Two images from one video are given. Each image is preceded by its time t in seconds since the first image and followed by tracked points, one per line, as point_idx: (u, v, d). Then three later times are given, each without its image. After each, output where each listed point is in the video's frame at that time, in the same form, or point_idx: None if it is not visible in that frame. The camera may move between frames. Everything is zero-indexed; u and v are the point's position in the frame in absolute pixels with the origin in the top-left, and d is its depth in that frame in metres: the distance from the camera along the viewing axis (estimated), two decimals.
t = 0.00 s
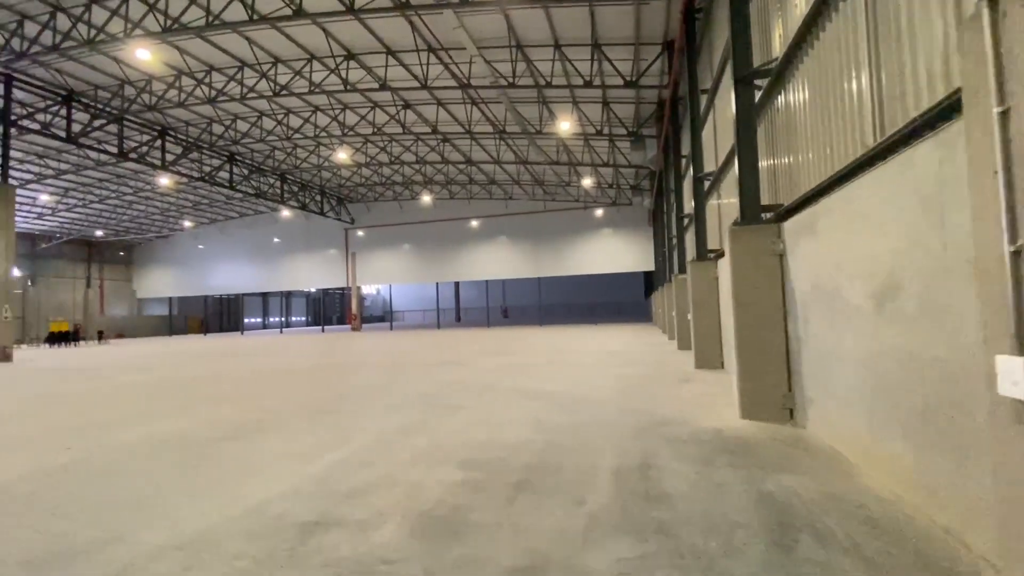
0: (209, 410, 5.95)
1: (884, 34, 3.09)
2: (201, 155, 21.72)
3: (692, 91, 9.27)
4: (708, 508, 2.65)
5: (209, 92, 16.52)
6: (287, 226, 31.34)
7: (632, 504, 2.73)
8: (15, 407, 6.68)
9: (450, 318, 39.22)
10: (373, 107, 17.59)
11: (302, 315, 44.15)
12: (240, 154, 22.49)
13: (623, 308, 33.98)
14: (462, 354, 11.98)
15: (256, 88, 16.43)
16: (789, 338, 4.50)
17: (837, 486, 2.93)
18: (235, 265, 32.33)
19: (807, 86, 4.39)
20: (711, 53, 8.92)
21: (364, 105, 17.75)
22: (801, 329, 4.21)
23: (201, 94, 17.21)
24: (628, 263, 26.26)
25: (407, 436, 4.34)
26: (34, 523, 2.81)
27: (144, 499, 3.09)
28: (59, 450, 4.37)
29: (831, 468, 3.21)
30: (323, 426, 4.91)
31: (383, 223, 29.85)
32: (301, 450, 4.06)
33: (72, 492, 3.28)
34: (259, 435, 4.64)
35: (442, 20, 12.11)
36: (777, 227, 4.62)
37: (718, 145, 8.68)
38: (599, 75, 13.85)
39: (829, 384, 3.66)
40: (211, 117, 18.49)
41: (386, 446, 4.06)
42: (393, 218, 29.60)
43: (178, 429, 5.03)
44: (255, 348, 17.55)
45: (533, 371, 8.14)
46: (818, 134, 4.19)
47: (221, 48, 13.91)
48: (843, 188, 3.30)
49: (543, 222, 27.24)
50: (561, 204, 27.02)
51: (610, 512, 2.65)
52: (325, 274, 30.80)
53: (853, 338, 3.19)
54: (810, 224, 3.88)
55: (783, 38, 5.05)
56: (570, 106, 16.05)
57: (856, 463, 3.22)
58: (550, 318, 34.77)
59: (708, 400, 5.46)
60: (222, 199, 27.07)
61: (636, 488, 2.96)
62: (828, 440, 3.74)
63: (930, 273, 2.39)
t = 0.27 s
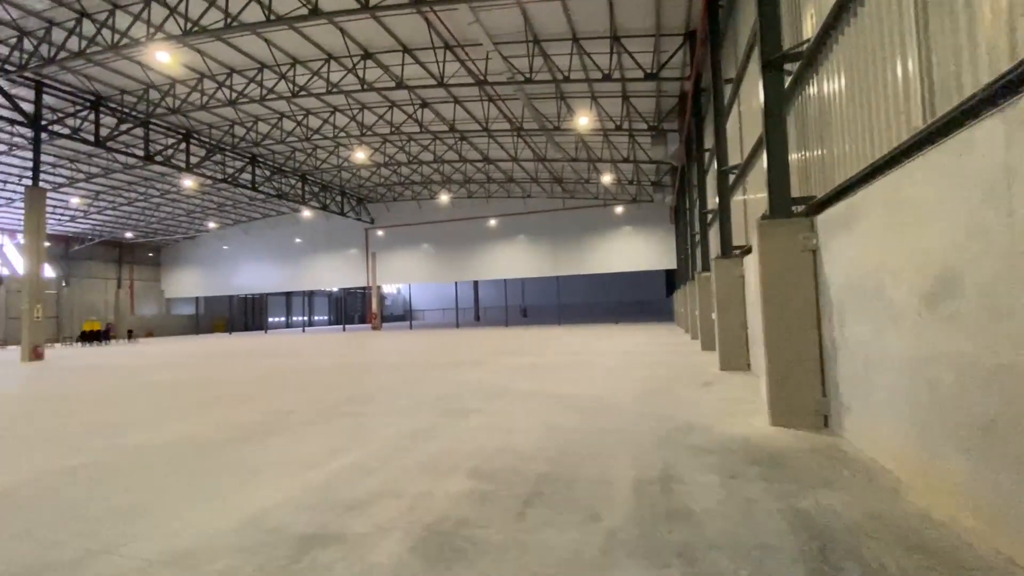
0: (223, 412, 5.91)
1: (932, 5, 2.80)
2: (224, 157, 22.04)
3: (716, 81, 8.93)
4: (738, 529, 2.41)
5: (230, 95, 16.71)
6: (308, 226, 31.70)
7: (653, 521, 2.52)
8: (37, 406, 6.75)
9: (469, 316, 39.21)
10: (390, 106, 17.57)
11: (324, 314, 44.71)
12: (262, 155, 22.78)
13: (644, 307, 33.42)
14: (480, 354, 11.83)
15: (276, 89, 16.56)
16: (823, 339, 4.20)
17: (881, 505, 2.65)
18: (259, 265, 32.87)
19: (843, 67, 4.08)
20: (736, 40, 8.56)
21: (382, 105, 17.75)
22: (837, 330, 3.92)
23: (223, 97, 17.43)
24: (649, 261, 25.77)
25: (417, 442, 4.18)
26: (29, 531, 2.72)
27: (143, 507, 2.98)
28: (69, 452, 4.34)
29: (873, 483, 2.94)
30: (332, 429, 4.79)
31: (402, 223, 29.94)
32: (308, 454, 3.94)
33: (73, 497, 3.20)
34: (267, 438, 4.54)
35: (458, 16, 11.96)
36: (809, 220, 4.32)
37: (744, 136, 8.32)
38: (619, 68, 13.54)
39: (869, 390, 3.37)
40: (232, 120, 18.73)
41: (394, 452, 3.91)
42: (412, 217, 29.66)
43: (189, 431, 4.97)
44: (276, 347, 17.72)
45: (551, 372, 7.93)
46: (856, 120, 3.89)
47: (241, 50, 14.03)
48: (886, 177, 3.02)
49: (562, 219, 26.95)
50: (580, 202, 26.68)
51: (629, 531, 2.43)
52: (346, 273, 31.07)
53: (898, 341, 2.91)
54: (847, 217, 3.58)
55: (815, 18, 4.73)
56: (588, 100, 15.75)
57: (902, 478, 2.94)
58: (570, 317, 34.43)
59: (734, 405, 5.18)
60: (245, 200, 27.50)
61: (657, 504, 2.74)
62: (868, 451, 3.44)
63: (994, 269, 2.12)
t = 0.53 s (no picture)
0: (239, 411, 5.85)
1: None
2: (248, 158, 22.38)
3: (744, 68, 8.54)
4: (776, 552, 2.16)
5: (252, 96, 16.87)
6: (331, 226, 32.05)
7: (680, 541, 2.28)
8: (62, 403, 6.84)
9: (490, 315, 39.13)
10: (410, 105, 17.52)
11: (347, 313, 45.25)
12: (285, 156, 23.05)
13: (668, 305, 32.81)
14: (500, 353, 11.64)
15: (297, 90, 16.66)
16: (866, 339, 3.86)
17: (941, 525, 2.36)
18: (283, 264, 33.38)
19: (888, 41, 3.75)
20: (765, 25, 8.16)
21: (401, 103, 17.70)
22: (882, 329, 3.59)
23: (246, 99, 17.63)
24: (672, 258, 25.22)
25: (430, 444, 4.01)
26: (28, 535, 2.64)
27: (145, 511, 2.88)
28: (83, 451, 4.30)
29: (929, 499, 2.64)
30: (345, 429, 4.66)
31: (423, 222, 29.98)
32: (318, 456, 3.82)
33: (77, 500, 3.12)
34: (279, 439, 4.44)
35: (475, 9, 11.77)
36: (850, 210, 4.00)
37: (774, 124, 7.93)
38: (641, 59, 13.17)
39: (920, 396, 3.07)
40: (256, 121, 18.96)
41: (406, 455, 3.75)
42: (433, 216, 29.69)
43: (202, 431, 4.91)
44: (299, 346, 17.87)
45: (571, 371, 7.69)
46: (905, 98, 3.55)
47: (263, 50, 14.15)
48: (946, 155, 2.70)
49: (583, 216, 26.60)
50: (601, 198, 26.29)
51: (654, 550, 2.21)
52: (368, 272, 31.29)
53: (959, 342, 2.61)
54: (897, 204, 3.26)
55: None
56: (609, 94, 15.39)
57: (963, 493, 2.63)
58: (592, 315, 34.03)
59: (766, 409, 4.86)
60: (270, 200, 27.91)
61: (685, 519, 2.50)
62: (921, 462, 3.11)
63: None
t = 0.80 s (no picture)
0: (258, 410, 5.81)
1: None
2: (275, 160, 22.76)
3: (777, 55, 8.13)
4: None
5: (278, 99, 17.09)
6: (356, 226, 32.43)
7: (714, 568, 2.05)
8: (91, 400, 6.94)
9: (514, 314, 38.99)
10: (432, 103, 17.48)
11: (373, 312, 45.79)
12: (311, 158, 23.36)
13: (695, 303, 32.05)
14: (522, 352, 11.44)
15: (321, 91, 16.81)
16: (920, 343, 3.52)
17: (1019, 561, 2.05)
18: (310, 264, 33.95)
19: (945, 18, 3.40)
20: (800, 10, 7.75)
21: (423, 102, 17.68)
22: (940, 332, 3.25)
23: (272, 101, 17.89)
24: (700, 255, 24.57)
25: (444, 449, 3.84)
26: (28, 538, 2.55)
27: (146, 515, 2.77)
28: (101, 449, 4.28)
29: (1001, 527, 2.32)
30: (359, 430, 4.54)
31: (446, 221, 30.02)
32: (329, 459, 3.68)
33: (84, 500, 3.04)
34: (292, 439, 4.33)
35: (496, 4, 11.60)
36: (900, 200, 3.65)
37: (810, 114, 7.51)
38: (667, 51, 12.79)
39: (987, 408, 2.74)
40: (282, 123, 19.24)
41: (419, 461, 3.58)
42: (456, 215, 29.70)
43: (219, 431, 4.85)
44: (324, 344, 18.07)
45: (595, 373, 7.45)
46: (964, 79, 3.21)
47: (287, 53, 14.30)
48: (1019, 136, 2.39)
49: (608, 213, 26.18)
50: (626, 195, 25.81)
51: None
52: (392, 272, 31.52)
53: None
54: (957, 194, 2.94)
55: None
56: (634, 87, 15.02)
57: None
58: (617, 314, 33.53)
59: (805, 416, 4.53)
60: (297, 201, 28.38)
61: (718, 542, 2.27)
62: (988, 482, 2.78)
63: None
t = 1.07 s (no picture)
0: (279, 407, 5.79)
1: None
2: (304, 160, 23.15)
3: (815, 37, 7.68)
4: None
5: (305, 99, 17.29)
6: (383, 224, 32.75)
7: None
8: (123, 396, 7.09)
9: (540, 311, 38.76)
10: (455, 100, 17.39)
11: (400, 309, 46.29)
12: (339, 157, 23.64)
13: (727, 300, 31.15)
14: (547, 351, 11.23)
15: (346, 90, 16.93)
16: (982, 344, 3.18)
17: None
18: (339, 262, 34.49)
19: None
20: None
21: (447, 99, 17.61)
22: (1007, 332, 2.91)
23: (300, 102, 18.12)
24: (732, 250, 23.83)
25: (459, 453, 3.67)
26: (37, 534, 2.51)
27: (151, 516, 2.69)
28: (122, 445, 4.28)
29: None
30: (376, 430, 4.44)
31: (472, 218, 29.99)
32: (341, 461, 3.57)
33: (93, 498, 2.98)
34: (308, 439, 4.25)
35: None
36: (959, 185, 3.30)
37: (852, 98, 7.07)
38: (696, 38, 12.34)
39: None
40: (310, 123, 19.48)
41: (433, 465, 3.43)
42: (481, 212, 29.66)
43: (238, 428, 4.82)
44: (351, 341, 18.25)
45: (621, 372, 7.22)
46: None
47: (313, 53, 14.43)
48: None
49: (636, 208, 25.67)
50: (654, 189, 25.24)
51: None
52: (418, 269, 31.71)
53: None
54: None
55: None
56: (662, 77, 14.57)
57: None
58: (645, 311, 32.92)
59: (849, 422, 4.19)
60: (326, 200, 28.82)
61: (750, 564, 2.06)
62: None
63: None
